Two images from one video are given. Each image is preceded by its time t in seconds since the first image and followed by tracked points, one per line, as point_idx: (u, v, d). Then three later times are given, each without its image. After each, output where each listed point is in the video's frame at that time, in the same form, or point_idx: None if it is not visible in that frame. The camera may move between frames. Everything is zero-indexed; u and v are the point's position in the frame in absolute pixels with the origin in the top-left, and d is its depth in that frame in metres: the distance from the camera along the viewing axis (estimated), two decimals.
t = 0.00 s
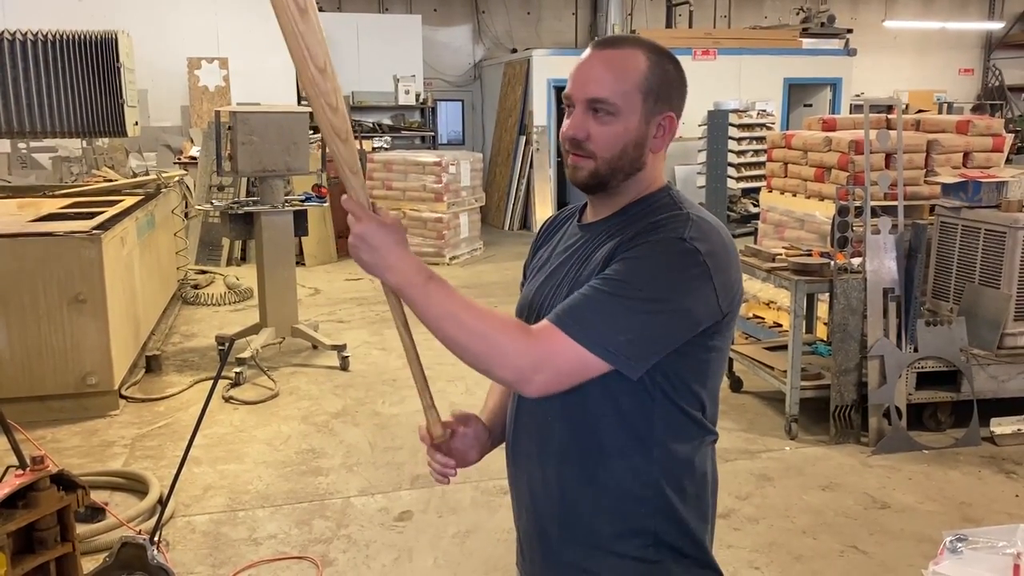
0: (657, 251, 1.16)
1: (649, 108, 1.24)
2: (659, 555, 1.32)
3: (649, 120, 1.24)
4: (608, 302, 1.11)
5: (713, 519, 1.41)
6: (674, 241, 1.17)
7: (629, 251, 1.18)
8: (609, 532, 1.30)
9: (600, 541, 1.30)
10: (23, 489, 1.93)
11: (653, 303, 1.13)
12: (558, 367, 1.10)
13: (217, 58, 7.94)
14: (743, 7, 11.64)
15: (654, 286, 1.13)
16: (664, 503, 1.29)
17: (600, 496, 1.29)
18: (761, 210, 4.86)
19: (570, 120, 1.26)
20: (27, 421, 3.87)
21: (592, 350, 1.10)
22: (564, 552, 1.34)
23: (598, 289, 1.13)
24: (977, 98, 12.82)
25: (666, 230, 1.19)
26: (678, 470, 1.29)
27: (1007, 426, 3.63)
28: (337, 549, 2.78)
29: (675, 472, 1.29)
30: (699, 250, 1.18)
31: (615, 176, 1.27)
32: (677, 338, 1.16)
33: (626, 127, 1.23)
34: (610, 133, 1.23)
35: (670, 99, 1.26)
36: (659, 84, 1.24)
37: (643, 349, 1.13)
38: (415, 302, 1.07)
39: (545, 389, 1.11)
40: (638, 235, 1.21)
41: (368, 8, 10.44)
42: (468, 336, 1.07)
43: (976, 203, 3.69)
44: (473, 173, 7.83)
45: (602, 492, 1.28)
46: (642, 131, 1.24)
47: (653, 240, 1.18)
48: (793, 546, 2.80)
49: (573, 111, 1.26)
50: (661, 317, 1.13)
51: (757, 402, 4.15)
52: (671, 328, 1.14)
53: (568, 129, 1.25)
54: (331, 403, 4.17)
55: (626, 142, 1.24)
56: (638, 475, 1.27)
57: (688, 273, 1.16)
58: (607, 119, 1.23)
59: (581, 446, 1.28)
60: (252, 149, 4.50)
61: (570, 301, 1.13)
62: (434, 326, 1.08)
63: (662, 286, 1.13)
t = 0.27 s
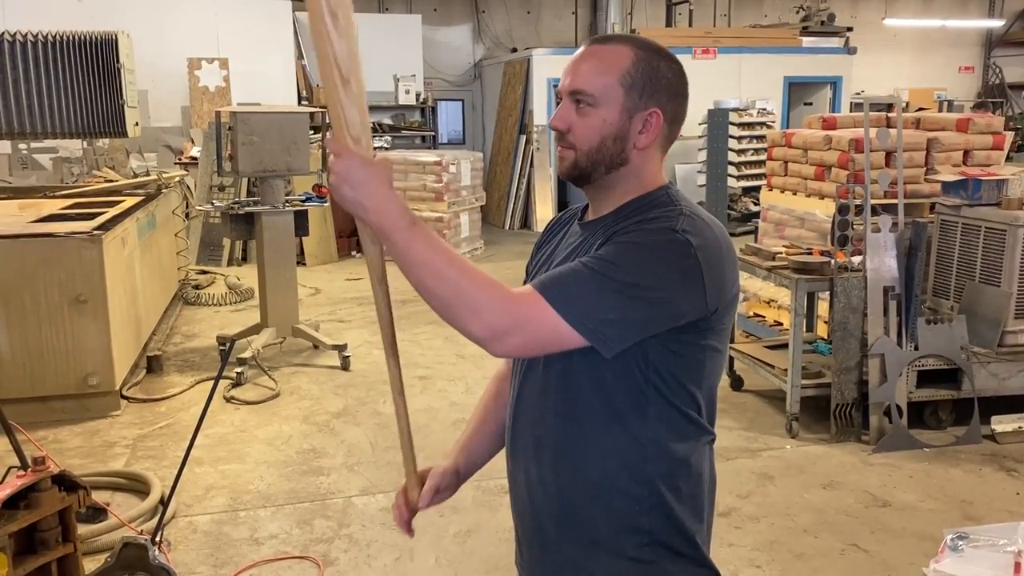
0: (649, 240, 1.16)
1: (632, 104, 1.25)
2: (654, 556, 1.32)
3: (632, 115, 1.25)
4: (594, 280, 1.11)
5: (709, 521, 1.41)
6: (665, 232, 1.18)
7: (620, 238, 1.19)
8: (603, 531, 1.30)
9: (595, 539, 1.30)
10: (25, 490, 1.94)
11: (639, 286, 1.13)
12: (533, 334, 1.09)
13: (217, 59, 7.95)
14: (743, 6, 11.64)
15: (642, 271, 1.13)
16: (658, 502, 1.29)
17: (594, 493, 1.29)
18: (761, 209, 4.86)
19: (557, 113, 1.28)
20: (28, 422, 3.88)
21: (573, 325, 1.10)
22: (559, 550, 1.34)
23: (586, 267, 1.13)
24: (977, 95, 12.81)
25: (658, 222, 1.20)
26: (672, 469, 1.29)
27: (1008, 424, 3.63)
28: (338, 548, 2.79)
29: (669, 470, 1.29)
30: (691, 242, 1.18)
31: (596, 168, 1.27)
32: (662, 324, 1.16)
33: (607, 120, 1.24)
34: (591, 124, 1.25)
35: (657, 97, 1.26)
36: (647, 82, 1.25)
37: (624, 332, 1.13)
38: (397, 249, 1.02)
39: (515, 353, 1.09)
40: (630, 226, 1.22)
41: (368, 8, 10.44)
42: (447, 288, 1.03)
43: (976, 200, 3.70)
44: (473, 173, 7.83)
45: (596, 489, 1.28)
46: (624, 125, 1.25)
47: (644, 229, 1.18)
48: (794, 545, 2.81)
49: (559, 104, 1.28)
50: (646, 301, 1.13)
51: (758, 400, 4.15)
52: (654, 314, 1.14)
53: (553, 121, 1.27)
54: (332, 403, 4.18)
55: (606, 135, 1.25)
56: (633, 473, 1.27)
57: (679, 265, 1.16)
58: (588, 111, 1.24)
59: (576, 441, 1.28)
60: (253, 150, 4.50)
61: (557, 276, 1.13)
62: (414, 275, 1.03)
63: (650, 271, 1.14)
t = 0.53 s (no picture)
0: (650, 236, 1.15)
1: (626, 95, 1.24)
2: (649, 556, 1.31)
3: (625, 108, 1.24)
4: (596, 274, 1.10)
5: (703, 521, 1.40)
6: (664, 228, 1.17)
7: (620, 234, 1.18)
8: (597, 530, 1.29)
9: (589, 539, 1.30)
10: (21, 490, 1.93)
11: (640, 284, 1.12)
12: (533, 332, 1.09)
13: (216, 58, 7.96)
14: (743, 4, 11.64)
15: (642, 269, 1.13)
16: (653, 502, 1.28)
17: (589, 492, 1.28)
18: (761, 207, 4.84)
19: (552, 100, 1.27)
20: (27, 423, 3.87)
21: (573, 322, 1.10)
22: (553, 549, 1.34)
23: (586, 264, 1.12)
24: (977, 92, 12.80)
25: (656, 219, 1.19)
26: (668, 467, 1.28)
27: (1008, 421, 3.62)
28: (337, 548, 2.78)
29: (664, 470, 1.28)
30: (689, 239, 1.17)
31: (586, 159, 1.27)
32: (662, 322, 1.15)
33: (600, 110, 1.24)
34: (584, 112, 1.24)
35: (654, 92, 1.25)
36: (643, 76, 1.25)
37: (623, 329, 1.12)
38: (406, 233, 1.03)
39: (511, 352, 1.09)
40: (629, 222, 1.21)
41: (367, 7, 10.44)
42: (450, 280, 1.03)
43: (976, 197, 3.69)
44: (472, 172, 7.83)
45: (591, 488, 1.28)
46: (615, 116, 1.24)
47: (644, 226, 1.18)
48: (794, 543, 2.80)
49: (556, 90, 1.27)
50: (646, 299, 1.13)
51: (758, 398, 4.15)
52: (654, 313, 1.14)
53: (548, 107, 1.27)
54: (331, 402, 4.17)
55: (598, 126, 1.24)
56: (628, 472, 1.27)
57: (679, 262, 1.15)
58: (581, 100, 1.24)
59: (571, 440, 1.27)
60: (251, 149, 4.49)
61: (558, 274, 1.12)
62: (420, 263, 1.03)
63: (650, 269, 1.13)
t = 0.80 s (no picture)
0: (646, 246, 1.15)
1: (618, 96, 1.23)
2: (649, 557, 1.31)
3: (618, 109, 1.24)
4: (593, 296, 1.12)
5: (702, 520, 1.40)
6: (660, 236, 1.17)
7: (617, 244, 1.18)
8: (597, 532, 1.29)
9: (588, 541, 1.30)
10: (22, 490, 1.93)
11: (637, 298, 1.13)
12: (536, 358, 1.12)
13: (216, 58, 7.96)
14: (742, 2, 11.64)
15: (639, 282, 1.13)
16: (652, 504, 1.28)
17: (588, 496, 1.28)
18: (761, 205, 4.84)
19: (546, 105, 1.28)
20: (28, 423, 3.87)
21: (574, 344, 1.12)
22: (553, 550, 1.33)
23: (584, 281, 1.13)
24: (977, 90, 12.79)
25: (653, 225, 1.19)
26: (667, 470, 1.28)
27: (1009, 419, 3.61)
28: (338, 548, 2.78)
29: (661, 473, 1.28)
30: (686, 245, 1.17)
31: (582, 161, 1.27)
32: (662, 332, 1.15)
33: (593, 113, 1.23)
34: (577, 116, 1.24)
35: (646, 91, 1.24)
36: (635, 75, 1.24)
37: (625, 345, 1.14)
38: (418, 266, 1.13)
39: (517, 379, 1.14)
40: (626, 229, 1.21)
41: (367, 7, 10.44)
42: (456, 309, 1.11)
43: (976, 195, 3.73)
44: (472, 171, 7.82)
45: (590, 492, 1.28)
46: (609, 118, 1.24)
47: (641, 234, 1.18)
48: (795, 541, 2.80)
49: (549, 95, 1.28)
50: (646, 313, 1.13)
51: (758, 397, 4.15)
52: (654, 326, 1.14)
53: (542, 112, 1.27)
54: (332, 402, 4.17)
55: (592, 128, 1.24)
56: (626, 476, 1.26)
57: (676, 270, 1.15)
58: (574, 104, 1.24)
59: (570, 444, 1.27)
60: (251, 149, 4.49)
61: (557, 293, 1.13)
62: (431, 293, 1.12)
63: (647, 281, 1.13)
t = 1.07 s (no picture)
0: (648, 247, 1.15)
1: (607, 97, 1.23)
2: (649, 556, 1.31)
3: (608, 110, 1.23)
4: (599, 301, 1.12)
5: (703, 519, 1.40)
6: (661, 237, 1.17)
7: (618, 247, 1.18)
8: (597, 532, 1.29)
9: (588, 539, 1.30)
10: (24, 490, 1.94)
11: (642, 302, 1.13)
12: (548, 370, 1.12)
13: (216, 58, 7.96)
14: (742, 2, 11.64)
15: (643, 284, 1.13)
16: (653, 504, 1.29)
17: (589, 496, 1.28)
18: (762, 204, 4.84)
19: (538, 114, 1.28)
20: (29, 423, 3.88)
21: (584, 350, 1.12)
22: (554, 549, 1.34)
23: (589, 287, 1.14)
24: (978, 89, 12.78)
25: (653, 226, 1.19)
26: (668, 470, 1.29)
27: (1009, 418, 3.62)
28: (339, 547, 2.78)
29: (662, 473, 1.28)
30: (687, 244, 1.17)
31: (579, 164, 1.27)
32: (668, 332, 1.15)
33: (584, 116, 1.23)
34: (569, 122, 1.24)
35: (634, 87, 1.23)
36: (620, 73, 1.23)
37: (634, 348, 1.13)
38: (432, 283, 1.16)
39: (534, 392, 1.14)
40: (628, 231, 1.21)
41: (367, 7, 10.44)
42: (467, 325, 1.13)
43: (976, 193, 3.79)
44: (472, 170, 7.82)
45: (591, 492, 1.28)
46: (600, 119, 1.23)
47: (642, 235, 1.18)
48: (796, 540, 2.80)
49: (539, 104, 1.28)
50: (651, 314, 1.13)
51: (759, 396, 4.15)
52: (661, 326, 1.15)
53: (536, 122, 1.28)
54: (332, 401, 4.18)
55: (585, 132, 1.24)
56: (627, 476, 1.27)
57: (679, 270, 1.15)
58: (564, 110, 1.24)
59: (571, 444, 1.28)
60: (251, 148, 4.50)
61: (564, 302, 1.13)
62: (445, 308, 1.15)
63: (651, 282, 1.13)
